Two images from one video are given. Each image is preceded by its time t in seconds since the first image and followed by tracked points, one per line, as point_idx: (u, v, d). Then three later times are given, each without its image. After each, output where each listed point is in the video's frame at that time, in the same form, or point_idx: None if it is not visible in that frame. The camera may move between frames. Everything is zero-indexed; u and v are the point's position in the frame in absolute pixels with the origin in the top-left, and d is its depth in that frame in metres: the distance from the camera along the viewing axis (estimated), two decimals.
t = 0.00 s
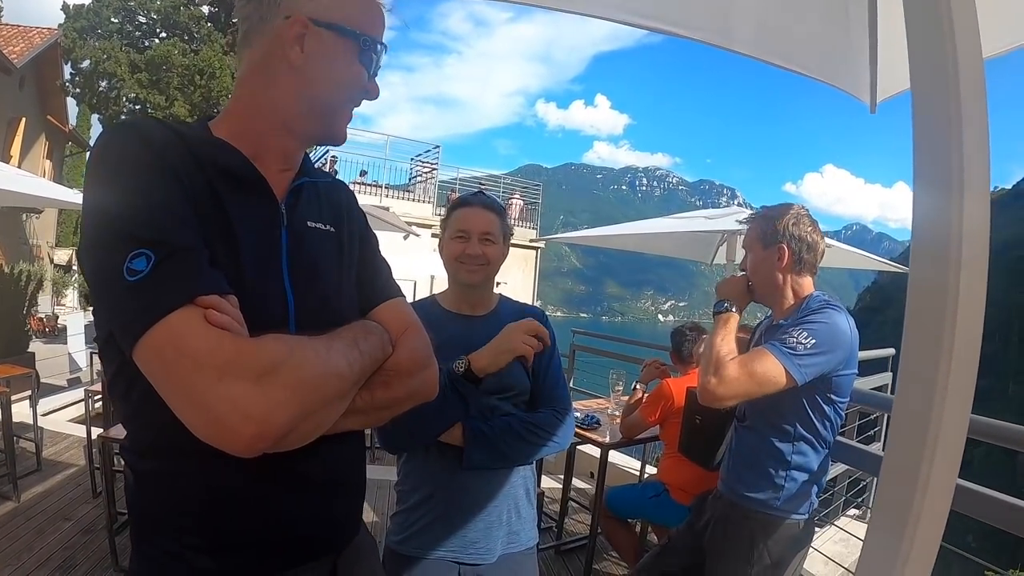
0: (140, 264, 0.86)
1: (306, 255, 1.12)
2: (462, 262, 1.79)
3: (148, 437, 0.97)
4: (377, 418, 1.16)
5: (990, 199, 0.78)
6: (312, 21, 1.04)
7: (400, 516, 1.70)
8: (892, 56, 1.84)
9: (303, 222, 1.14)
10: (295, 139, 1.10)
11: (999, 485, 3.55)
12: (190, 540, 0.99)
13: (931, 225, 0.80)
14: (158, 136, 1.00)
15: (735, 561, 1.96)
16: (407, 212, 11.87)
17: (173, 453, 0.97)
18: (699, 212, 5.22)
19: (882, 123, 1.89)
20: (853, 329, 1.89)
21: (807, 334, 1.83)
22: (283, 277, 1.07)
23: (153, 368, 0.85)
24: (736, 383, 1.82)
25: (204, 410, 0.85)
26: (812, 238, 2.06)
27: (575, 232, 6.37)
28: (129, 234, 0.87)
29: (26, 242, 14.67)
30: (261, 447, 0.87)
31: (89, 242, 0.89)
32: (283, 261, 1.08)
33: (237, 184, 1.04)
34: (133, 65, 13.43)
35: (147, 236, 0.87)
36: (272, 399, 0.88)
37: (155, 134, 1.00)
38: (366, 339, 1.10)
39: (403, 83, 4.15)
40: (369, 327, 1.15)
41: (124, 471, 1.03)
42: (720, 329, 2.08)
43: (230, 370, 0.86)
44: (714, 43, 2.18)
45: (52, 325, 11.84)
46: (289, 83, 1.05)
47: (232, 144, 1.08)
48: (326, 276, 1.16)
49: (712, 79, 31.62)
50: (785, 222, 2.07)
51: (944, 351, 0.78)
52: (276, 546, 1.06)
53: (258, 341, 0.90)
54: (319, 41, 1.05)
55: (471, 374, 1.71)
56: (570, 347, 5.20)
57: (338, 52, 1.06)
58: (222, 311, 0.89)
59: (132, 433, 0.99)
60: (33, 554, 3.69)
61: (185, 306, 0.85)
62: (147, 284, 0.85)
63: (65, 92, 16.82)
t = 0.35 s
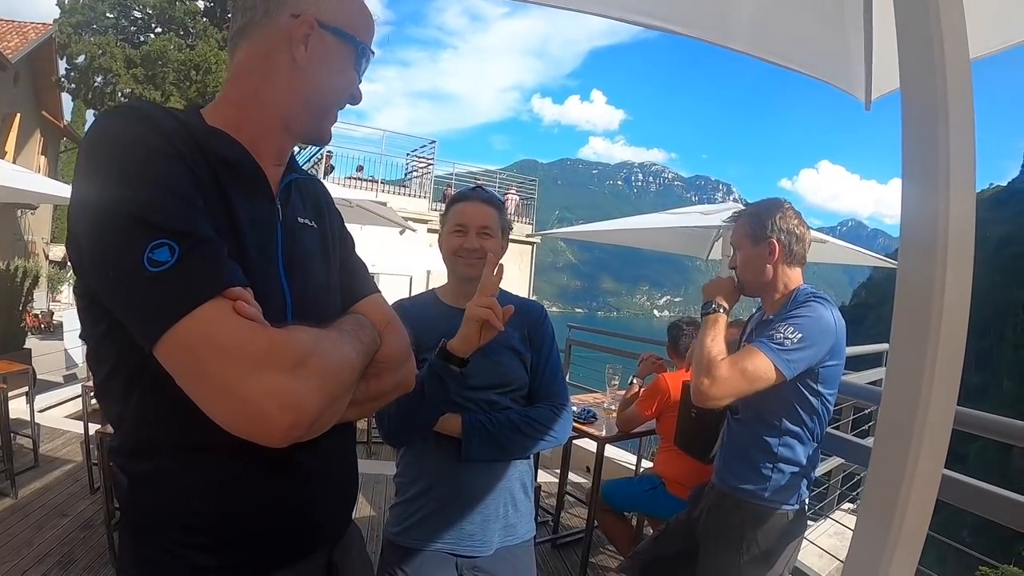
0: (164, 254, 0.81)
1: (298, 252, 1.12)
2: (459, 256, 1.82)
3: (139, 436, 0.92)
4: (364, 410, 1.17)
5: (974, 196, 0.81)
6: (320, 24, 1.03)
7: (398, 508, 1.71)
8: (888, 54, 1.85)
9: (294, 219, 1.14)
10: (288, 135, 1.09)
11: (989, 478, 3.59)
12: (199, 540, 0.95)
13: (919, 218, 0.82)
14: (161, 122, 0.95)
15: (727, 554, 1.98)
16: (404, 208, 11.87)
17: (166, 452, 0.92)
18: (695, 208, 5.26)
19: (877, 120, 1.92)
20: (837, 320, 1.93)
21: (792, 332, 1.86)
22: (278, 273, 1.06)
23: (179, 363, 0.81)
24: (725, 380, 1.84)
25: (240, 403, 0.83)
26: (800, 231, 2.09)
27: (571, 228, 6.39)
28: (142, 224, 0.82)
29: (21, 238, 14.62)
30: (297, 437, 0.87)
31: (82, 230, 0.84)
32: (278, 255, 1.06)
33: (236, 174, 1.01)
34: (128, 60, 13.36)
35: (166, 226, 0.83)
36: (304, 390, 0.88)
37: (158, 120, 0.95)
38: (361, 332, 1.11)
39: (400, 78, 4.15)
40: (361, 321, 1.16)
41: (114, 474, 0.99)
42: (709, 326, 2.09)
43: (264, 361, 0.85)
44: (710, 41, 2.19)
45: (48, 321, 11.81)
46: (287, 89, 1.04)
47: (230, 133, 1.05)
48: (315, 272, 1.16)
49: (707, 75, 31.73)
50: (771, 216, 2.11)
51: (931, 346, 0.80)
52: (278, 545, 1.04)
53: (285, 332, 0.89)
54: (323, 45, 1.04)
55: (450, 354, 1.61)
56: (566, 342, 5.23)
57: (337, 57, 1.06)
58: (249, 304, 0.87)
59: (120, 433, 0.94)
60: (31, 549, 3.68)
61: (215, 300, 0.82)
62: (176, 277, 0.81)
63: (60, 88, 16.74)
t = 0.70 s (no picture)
0: (164, 246, 0.78)
1: (282, 248, 1.11)
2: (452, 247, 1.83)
3: (128, 436, 0.90)
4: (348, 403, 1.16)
5: (976, 193, 0.81)
6: (306, 12, 1.03)
7: (395, 502, 1.71)
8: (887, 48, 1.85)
9: (278, 212, 1.14)
10: (271, 123, 1.08)
11: (984, 472, 3.62)
12: (195, 544, 0.94)
13: (919, 215, 0.82)
14: (152, 109, 0.92)
15: (726, 547, 2.00)
16: (401, 203, 11.86)
17: (156, 454, 0.90)
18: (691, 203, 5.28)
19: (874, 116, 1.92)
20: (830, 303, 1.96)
21: (821, 301, 1.84)
22: (266, 269, 1.05)
23: (181, 359, 0.78)
24: (823, 370, 1.59)
25: (252, 398, 0.82)
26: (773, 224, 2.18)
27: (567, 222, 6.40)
28: (142, 213, 0.79)
29: (17, 234, 14.58)
30: (307, 430, 0.87)
31: (67, 220, 0.81)
32: (266, 251, 1.05)
33: (228, 167, 1.00)
34: (124, 54, 13.30)
35: (168, 216, 0.80)
36: (311, 382, 0.88)
37: (152, 108, 0.92)
38: (346, 324, 1.11)
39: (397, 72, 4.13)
40: (347, 316, 1.16)
41: (99, 478, 0.96)
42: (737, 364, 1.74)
43: (272, 355, 0.84)
44: (707, 34, 2.18)
45: (43, 316, 11.78)
46: (274, 72, 1.03)
47: (212, 120, 1.03)
48: (299, 271, 1.15)
49: (704, 70, 31.77)
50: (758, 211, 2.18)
51: (932, 345, 0.80)
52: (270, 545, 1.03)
53: (286, 325, 0.88)
54: (307, 33, 1.03)
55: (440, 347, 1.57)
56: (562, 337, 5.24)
57: (322, 46, 1.05)
58: (252, 297, 0.85)
59: (109, 433, 0.91)
60: (28, 545, 3.67)
61: (222, 291, 0.80)
62: (177, 268, 0.78)
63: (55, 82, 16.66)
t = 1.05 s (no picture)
0: (172, 238, 0.78)
1: (279, 240, 1.11)
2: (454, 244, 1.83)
3: (125, 434, 0.89)
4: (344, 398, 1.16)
5: (975, 188, 0.81)
6: (305, 3, 1.03)
7: (394, 498, 1.72)
8: (886, 48, 1.85)
9: (274, 205, 1.14)
10: (268, 113, 1.07)
11: (980, 467, 3.63)
12: (193, 545, 0.94)
13: (919, 212, 0.82)
14: (151, 95, 0.92)
15: (732, 546, 2.02)
16: (399, 199, 11.86)
17: (153, 453, 0.90)
18: (689, 200, 5.28)
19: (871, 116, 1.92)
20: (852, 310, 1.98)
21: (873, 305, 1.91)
22: (264, 261, 1.04)
23: (190, 358, 0.78)
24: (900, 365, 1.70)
25: (264, 396, 0.82)
26: (785, 220, 2.18)
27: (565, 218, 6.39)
28: (144, 200, 0.78)
29: (14, 228, 14.54)
30: (316, 426, 0.88)
31: (61, 212, 0.79)
32: (263, 243, 1.05)
33: (228, 160, 0.99)
34: (121, 48, 13.23)
35: (170, 206, 0.80)
36: (321, 378, 0.90)
37: (152, 95, 0.91)
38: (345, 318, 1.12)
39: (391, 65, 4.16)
40: (345, 311, 1.15)
41: (97, 477, 0.96)
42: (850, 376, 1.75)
43: (284, 353, 0.85)
44: (707, 31, 2.18)
45: (39, 312, 11.75)
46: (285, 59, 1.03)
47: (209, 108, 1.02)
48: (296, 266, 1.16)
49: (701, 66, 31.77)
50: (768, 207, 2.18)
51: (930, 340, 0.80)
52: (268, 540, 1.03)
53: (293, 321, 0.89)
54: (307, 23, 1.04)
55: (440, 347, 1.57)
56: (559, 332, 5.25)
57: (321, 36, 1.06)
58: (260, 293, 0.86)
59: (105, 432, 0.91)
60: (26, 541, 3.67)
61: (234, 287, 0.81)
62: (184, 261, 0.77)
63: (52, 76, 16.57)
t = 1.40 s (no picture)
0: (158, 235, 0.75)
1: (277, 234, 1.11)
2: (455, 241, 1.82)
3: (120, 437, 0.88)
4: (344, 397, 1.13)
5: (972, 188, 0.81)
6: None
7: (392, 496, 1.71)
8: (886, 48, 1.85)
9: (272, 198, 1.13)
10: (265, 102, 1.07)
11: (975, 464, 3.65)
12: (189, 547, 0.93)
13: (918, 211, 0.82)
14: (144, 92, 0.91)
15: (732, 548, 2.02)
16: (398, 195, 11.85)
17: (149, 455, 0.89)
18: (688, 197, 5.29)
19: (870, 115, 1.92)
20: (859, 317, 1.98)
21: (880, 312, 1.91)
22: (260, 256, 1.04)
23: (181, 358, 0.75)
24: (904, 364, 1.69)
25: (252, 395, 0.79)
26: (814, 222, 2.20)
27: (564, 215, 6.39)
28: (129, 196, 0.76)
29: (11, 224, 14.50)
30: (312, 427, 0.84)
31: (52, 208, 0.78)
32: (260, 238, 1.05)
33: (222, 155, 0.99)
34: (119, 43, 13.18)
35: (157, 202, 0.77)
36: (318, 376, 0.86)
37: (144, 91, 0.91)
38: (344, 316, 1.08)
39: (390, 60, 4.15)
40: (346, 308, 1.13)
41: (95, 479, 0.95)
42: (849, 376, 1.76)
43: (274, 351, 0.81)
44: (707, 29, 2.17)
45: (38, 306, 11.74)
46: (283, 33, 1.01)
47: (204, 103, 1.02)
48: (294, 259, 1.15)
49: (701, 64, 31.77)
50: (797, 207, 2.19)
51: (929, 337, 0.80)
52: (266, 537, 1.03)
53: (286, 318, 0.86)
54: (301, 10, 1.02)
55: (447, 346, 1.59)
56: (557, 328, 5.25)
57: (318, 25, 1.05)
58: (249, 289, 0.82)
59: (102, 434, 0.90)
60: (24, 537, 3.66)
61: (220, 284, 0.77)
62: (177, 258, 0.75)
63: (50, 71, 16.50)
